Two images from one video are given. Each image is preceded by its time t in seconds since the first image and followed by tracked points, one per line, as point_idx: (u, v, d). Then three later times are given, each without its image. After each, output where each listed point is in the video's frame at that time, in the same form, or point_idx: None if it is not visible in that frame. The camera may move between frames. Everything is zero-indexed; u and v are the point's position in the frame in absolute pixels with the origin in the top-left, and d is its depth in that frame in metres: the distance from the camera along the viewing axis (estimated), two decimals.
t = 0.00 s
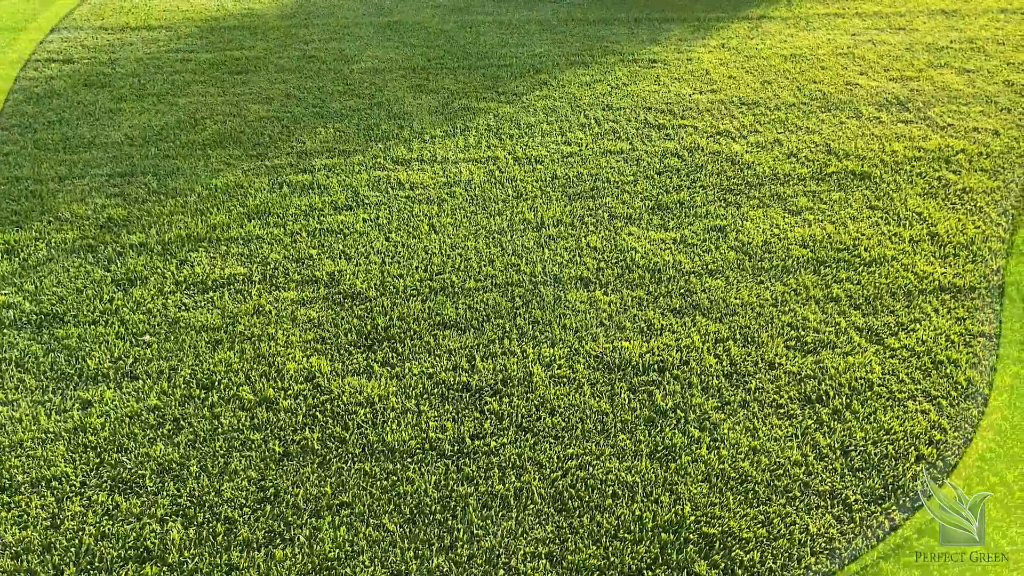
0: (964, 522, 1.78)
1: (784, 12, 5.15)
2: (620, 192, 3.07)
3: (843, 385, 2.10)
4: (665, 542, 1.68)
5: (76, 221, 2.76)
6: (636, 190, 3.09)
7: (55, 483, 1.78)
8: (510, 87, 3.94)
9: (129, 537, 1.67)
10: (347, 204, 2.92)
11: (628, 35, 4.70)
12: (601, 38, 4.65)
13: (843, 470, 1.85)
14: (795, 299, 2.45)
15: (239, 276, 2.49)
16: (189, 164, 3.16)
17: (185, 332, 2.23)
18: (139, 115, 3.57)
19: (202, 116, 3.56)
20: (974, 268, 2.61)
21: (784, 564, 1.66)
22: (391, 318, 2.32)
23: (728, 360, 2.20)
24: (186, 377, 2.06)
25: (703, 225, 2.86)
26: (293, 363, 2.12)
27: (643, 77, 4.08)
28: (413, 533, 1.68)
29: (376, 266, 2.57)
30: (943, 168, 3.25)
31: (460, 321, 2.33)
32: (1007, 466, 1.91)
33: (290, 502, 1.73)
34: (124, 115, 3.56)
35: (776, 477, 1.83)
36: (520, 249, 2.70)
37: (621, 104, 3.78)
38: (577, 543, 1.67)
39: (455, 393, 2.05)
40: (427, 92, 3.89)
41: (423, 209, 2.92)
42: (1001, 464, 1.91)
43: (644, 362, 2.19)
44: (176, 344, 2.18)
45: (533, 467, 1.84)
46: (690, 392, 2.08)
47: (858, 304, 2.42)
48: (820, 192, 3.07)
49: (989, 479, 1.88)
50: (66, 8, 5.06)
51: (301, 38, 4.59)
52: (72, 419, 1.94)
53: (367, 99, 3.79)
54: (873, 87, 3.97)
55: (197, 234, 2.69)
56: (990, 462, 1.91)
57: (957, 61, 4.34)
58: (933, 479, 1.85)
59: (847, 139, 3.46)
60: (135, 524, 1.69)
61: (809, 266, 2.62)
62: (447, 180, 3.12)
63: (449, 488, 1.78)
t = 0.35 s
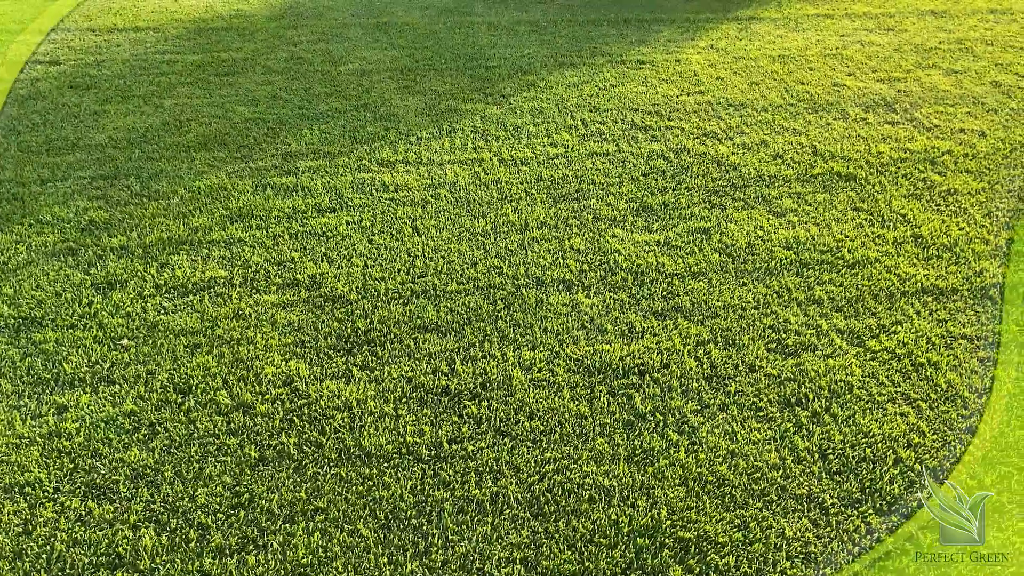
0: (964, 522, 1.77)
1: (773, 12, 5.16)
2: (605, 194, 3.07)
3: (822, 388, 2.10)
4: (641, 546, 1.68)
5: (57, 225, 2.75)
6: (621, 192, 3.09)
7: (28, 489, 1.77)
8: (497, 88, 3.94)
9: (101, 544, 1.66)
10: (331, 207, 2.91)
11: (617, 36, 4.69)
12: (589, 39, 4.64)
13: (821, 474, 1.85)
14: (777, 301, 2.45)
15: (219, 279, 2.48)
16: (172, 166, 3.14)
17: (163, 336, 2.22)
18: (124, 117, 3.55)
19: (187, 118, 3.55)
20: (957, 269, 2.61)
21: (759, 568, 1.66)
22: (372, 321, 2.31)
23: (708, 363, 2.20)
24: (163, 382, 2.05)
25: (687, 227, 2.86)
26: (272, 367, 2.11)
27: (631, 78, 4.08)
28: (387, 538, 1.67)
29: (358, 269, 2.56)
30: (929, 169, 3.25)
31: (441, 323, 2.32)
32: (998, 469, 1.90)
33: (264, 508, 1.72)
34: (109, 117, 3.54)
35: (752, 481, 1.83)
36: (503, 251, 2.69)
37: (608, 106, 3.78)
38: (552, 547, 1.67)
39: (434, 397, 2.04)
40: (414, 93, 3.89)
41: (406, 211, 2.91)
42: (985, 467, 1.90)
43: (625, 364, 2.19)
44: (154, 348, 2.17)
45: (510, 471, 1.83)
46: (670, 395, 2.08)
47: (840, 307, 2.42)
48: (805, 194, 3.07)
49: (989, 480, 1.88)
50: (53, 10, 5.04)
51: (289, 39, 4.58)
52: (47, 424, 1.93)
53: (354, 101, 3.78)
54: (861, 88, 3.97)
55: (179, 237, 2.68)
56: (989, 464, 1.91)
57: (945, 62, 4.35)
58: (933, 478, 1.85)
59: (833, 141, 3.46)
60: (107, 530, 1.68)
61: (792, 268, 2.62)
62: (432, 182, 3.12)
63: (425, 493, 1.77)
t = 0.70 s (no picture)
0: (963, 521, 1.76)
1: (762, 13, 5.15)
2: (589, 195, 3.06)
3: (800, 391, 2.09)
4: (612, 552, 1.67)
5: (35, 227, 2.73)
6: (604, 193, 3.07)
7: None
8: (483, 89, 3.93)
9: (67, 550, 1.64)
10: (312, 208, 2.89)
11: (605, 36, 4.69)
12: (577, 39, 4.63)
13: (796, 477, 1.84)
14: (757, 303, 2.45)
15: (197, 281, 2.46)
16: (153, 168, 3.13)
17: (138, 339, 2.21)
18: (107, 118, 3.53)
19: (170, 119, 3.53)
20: (939, 270, 2.60)
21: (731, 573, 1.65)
22: (349, 324, 2.30)
23: (687, 366, 2.19)
24: (136, 386, 2.03)
25: (669, 228, 2.85)
26: (246, 371, 2.09)
27: (617, 79, 4.07)
28: (357, 544, 1.66)
29: (337, 271, 2.54)
30: (913, 169, 3.24)
31: (419, 326, 2.31)
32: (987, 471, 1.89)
33: (234, 514, 1.71)
34: (91, 119, 3.52)
35: (727, 485, 1.82)
36: (484, 253, 2.68)
37: (594, 106, 3.77)
38: (523, 553, 1.65)
39: (409, 400, 2.03)
40: (400, 94, 3.87)
41: (388, 212, 2.89)
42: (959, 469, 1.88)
43: (602, 367, 2.18)
44: (128, 352, 2.16)
45: (483, 476, 1.82)
46: (647, 398, 2.07)
47: (820, 308, 2.42)
48: (788, 195, 3.06)
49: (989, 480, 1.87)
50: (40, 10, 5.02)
51: (275, 40, 4.56)
52: (17, 429, 1.91)
53: (338, 102, 3.76)
54: (847, 89, 3.96)
55: (158, 240, 2.67)
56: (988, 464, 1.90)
57: (932, 62, 4.34)
58: (932, 478, 1.85)
59: (818, 141, 3.46)
60: (74, 536, 1.67)
61: (773, 270, 2.61)
62: (415, 183, 3.10)
63: (397, 498, 1.76)
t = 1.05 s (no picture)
0: (964, 522, 1.78)
1: (747, 14, 5.14)
2: (566, 198, 3.04)
3: (770, 396, 2.08)
4: (573, 560, 1.65)
5: (5, 231, 2.71)
6: (582, 196, 3.06)
7: None
8: (464, 91, 3.91)
9: (21, 561, 1.63)
10: (286, 212, 2.87)
11: (589, 38, 4.67)
12: (561, 40, 4.62)
13: (761, 484, 1.83)
14: (730, 307, 2.43)
15: (166, 286, 2.44)
16: (127, 171, 3.11)
17: (102, 346, 2.18)
18: (83, 121, 3.51)
19: (146, 122, 3.51)
20: (914, 274, 2.59)
21: None
22: (318, 329, 2.28)
23: (657, 371, 2.17)
24: (98, 393, 2.02)
25: (646, 232, 2.84)
26: (211, 377, 2.07)
27: (599, 81, 4.05)
28: (315, 554, 1.64)
29: (308, 275, 2.52)
30: (892, 171, 3.23)
31: (388, 331, 2.29)
32: (977, 475, 1.89)
33: (191, 523, 1.69)
34: (67, 121, 3.50)
35: (692, 492, 1.80)
36: (457, 257, 2.66)
37: (575, 108, 3.75)
38: (483, 562, 1.64)
39: (375, 406, 2.01)
40: (380, 96, 3.85)
41: (362, 215, 2.87)
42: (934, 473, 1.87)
43: (572, 373, 2.16)
44: (92, 358, 2.14)
45: (446, 484, 1.80)
46: (615, 404, 2.06)
47: (793, 312, 2.41)
48: (766, 198, 3.05)
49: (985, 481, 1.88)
50: (21, 12, 4.99)
51: (257, 41, 4.53)
52: None
53: (317, 103, 3.74)
54: (829, 90, 3.95)
55: (128, 244, 2.64)
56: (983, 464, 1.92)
57: (916, 63, 4.32)
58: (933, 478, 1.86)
59: (798, 143, 3.44)
60: (28, 547, 1.65)
61: (748, 273, 2.60)
62: (391, 186, 3.08)
63: (358, 506, 1.74)
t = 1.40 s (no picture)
0: (964, 522, 1.78)
1: (732, 15, 5.13)
2: (542, 201, 3.02)
3: (737, 402, 2.06)
4: (532, 570, 1.63)
5: None
6: (558, 199, 3.04)
7: None
8: (444, 93, 3.88)
9: None
10: (259, 215, 2.84)
11: (573, 39, 4.64)
12: (543, 42, 4.59)
13: (726, 491, 1.81)
14: (702, 312, 2.42)
15: (132, 291, 2.42)
16: (99, 174, 3.08)
17: (65, 352, 2.16)
18: (58, 123, 3.48)
19: (122, 124, 3.48)
20: (889, 277, 2.57)
21: None
22: (285, 334, 2.25)
23: (625, 376, 2.16)
24: (58, 401, 2.00)
25: (621, 235, 2.82)
26: (173, 384, 2.05)
27: (580, 82, 4.03)
28: (270, 564, 1.62)
29: (278, 280, 2.49)
30: (871, 173, 3.21)
31: (356, 336, 2.26)
32: (973, 476, 1.89)
33: (145, 534, 1.68)
34: (41, 124, 3.47)
35: (655, 500, 1.79)
36: (430, 261, 2.63)
37: (554, 110, 3.73)
38: (440, 573, 1.62)
39: (338, 413, 1.99)
40: (359, 98, 3.82)
41: (335, 219, 2.84)
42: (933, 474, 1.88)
43: (539, 379, 2.14)
44: (54, 365, 2.12)
45: (407, 492, 1.78)
46: (582, 410, 2.04)
47: (766, 316, 2.40)
48: (743, 201, 3.04)
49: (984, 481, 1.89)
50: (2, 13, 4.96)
51: (237, 42, 4.50)
52: None
53: (296, 105, 3.71)
54: (811, 92, 3.93)
55: (96, 248, 2.62)
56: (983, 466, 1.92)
57: (899, 63, 4.30)
58: (933, 479, 1.86)
59: (777, 145, 3.43)
60: None
61: (722, 277, 2.59)
62: (366, 188, 3.05)
63: (316, 516, 1.72)
